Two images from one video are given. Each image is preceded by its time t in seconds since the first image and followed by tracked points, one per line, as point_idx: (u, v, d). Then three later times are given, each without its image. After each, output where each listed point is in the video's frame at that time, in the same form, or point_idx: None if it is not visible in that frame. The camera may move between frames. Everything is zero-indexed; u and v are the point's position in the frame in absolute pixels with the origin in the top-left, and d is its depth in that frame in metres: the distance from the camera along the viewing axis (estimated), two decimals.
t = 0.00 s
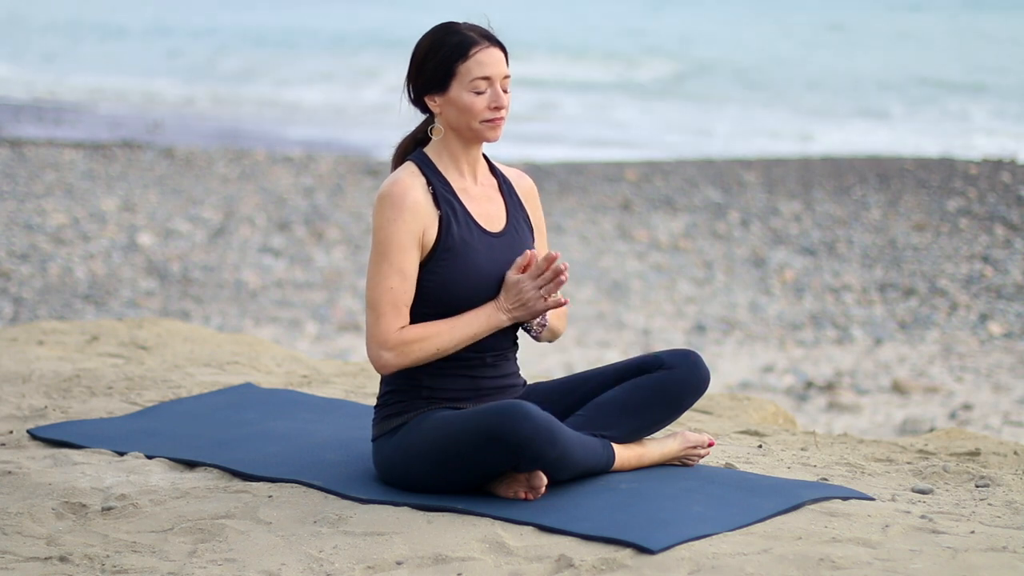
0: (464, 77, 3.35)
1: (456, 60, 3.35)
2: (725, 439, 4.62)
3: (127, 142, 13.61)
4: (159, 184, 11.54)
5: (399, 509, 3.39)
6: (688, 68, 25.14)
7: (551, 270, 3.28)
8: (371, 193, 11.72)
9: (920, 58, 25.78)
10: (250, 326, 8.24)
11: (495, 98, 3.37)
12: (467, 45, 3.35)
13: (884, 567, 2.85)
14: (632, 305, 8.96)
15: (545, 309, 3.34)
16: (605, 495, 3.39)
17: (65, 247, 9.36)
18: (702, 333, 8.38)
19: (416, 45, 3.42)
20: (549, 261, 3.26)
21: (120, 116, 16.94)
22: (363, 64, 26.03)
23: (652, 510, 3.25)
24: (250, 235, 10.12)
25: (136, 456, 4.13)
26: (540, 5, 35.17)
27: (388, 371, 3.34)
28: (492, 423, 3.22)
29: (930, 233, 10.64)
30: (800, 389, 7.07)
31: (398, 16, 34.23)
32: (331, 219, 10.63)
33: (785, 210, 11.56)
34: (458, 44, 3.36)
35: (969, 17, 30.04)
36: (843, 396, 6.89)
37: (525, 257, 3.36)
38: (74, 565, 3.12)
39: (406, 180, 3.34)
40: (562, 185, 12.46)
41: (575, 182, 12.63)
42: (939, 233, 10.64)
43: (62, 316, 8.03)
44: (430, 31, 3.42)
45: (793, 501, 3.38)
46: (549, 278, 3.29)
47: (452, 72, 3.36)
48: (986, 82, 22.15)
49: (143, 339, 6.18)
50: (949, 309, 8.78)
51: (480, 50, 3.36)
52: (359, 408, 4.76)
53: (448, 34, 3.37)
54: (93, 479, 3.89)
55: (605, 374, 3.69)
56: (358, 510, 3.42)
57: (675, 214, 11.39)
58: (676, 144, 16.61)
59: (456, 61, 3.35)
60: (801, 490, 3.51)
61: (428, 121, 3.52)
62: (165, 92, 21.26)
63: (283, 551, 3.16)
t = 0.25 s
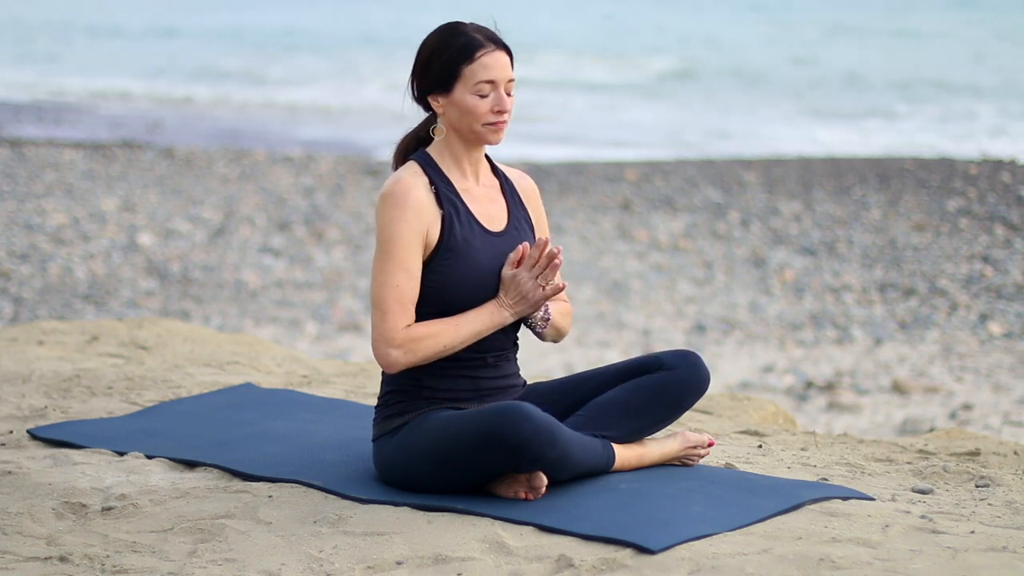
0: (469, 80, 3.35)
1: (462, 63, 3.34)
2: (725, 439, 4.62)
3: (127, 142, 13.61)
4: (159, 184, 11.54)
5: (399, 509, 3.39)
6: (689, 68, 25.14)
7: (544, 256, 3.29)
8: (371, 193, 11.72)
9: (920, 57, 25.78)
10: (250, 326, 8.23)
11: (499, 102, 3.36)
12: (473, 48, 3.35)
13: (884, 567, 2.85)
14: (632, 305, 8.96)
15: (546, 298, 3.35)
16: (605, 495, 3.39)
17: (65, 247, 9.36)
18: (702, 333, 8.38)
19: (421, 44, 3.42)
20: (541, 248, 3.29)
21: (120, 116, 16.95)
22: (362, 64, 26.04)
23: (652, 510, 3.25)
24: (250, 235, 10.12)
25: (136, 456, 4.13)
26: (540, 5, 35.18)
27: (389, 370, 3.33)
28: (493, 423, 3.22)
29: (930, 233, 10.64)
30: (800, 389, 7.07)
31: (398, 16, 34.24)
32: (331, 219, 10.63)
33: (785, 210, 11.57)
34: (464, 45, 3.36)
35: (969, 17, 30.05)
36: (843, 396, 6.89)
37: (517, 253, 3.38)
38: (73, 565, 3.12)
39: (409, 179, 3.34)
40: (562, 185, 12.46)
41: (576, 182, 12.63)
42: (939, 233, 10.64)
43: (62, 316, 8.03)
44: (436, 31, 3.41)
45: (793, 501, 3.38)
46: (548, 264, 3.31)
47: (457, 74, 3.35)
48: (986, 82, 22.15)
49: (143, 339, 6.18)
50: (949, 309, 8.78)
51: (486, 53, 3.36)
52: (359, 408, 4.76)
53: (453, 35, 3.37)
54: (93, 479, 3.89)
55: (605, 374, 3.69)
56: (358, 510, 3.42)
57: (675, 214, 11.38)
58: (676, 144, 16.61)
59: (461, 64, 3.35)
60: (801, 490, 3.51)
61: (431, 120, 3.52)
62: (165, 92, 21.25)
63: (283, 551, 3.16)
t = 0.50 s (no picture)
0: (474, 81, 3.35)
1: (467, 64, 3.34)
2: (725, 439, 4.62)
3: (127, 142, 13.61)
4: (159, 184, 11.54)
5: (399, 509, 3.39)
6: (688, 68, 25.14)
7: (546, 250, 3.32)
8: (371, 193, 11.72)
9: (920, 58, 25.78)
10: (250, 326, 8.24)
11: (503, 103, 3.37)
12: (479, 50, 3.35)
13: (884, 567, 2.85)
14: (632, 305, 8.96)
15: (549, 294, 3.35)
16: (604, 495, 3.39)
17: (65, 247, 9.36)
18: (702, 333, 8.38)
19: (424, 45, 3.41)
20: (542, 242, 3.31)
21: (121, 116, 16.95)
22: (362, 64, 26.05)
23: (652, 511, 3.25)
24: (250, 235, 10.12)
25: (136, 456, 4.13)
26: (540, 5, 35.18)
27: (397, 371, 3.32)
28: (497, 423, 3.22)
29: (930, 233, 10.64)
30: (800, 389, 7.06)
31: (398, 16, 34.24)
32: (331, 219, 10.63)
33: (785, 210, 11.56)
34: (469, 47, 3.35)
35: (969, 17, 30.06)
36: (843, 396, 6.89)
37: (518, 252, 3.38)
38: (74, 565, 3.12)
39: (414, 180, 3.34)
40: (562, 185, 12.46)
41: (576, 181, 12.63)
42: (939, 233, 10.64)
43: (62, 316, 8.03)
44: (440, 32, 3.41)
45: (793, 501, 3.38)
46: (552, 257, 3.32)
47: (462, 76, 3.35)
48: (986, 82, 22.16)
49: (143, 339, 6.18)
50: (949, 309, 8.78)
51: (491, 55, 3.36)
52: (359, 408, 4.76)
53: (458, 37, 3.37)
54: (93, 479, 3.89)
55: (605, 374, 3.69)
56: (358, 510, 3.42)
57: (675, 214, 11.38)
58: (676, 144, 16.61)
59: (466, 65, 3.34)
60: (801, 490, 3.50)
61: (434, 120, 3.52)
62: (164, 91, 21.25)
63: (283, 551, 3.16)
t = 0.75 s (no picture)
0: (474, 81, 3.35)
1: (467, 64, 3.34)
2: (725, 439, 4.62)
3: (127, 142, 13.60)
4: (159, 184, 11.54)
5: (399, 509, 3.39)
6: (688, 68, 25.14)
7: (545, 250, 3.32)
8: (371, 193, 11.72)
9: (921, 58, 25.78)
10: (250, 326, 8.24)
11: (503, 103, 3.37)
12: (478, 50, 3.35)
13: (884, 567, 2.85)
14: (632, 305, 8.96)
15: (548, 293, 3.35)
16: (605, 495, 3.39)
17: (65, 247, 9.36)
18: (702, 333, 8.38)
19: (424, 45, 3.41)
20: (541, 242, 3.31)
21: (121, 116, 16.95)
22: (362, 64, 26.05)
23: (652, 511, 3.25)
24: (250, 235, 10.12)
25: (136, 456, 4.13)
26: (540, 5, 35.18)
27: (398, 370, 3.32)
28: (496, 422, 3.22)
29: (930, 233, 10.64)
30: (800, 389, 7.06)
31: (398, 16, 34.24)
32: (331, 219, 10.63)
33: (785, 210, 11.57)
34: (469, 47, 3.35)
35: (970, 17, 30.07)
36: (843, 396, 6.89)
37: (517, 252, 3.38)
38: (74, 565, 3.12)
39: (413, 180, 3.34)
40: (562, 185, 12.46)
41: (576, 181, 12.63)
42: (939, 233, 10.64)
43: (62, 316, 8.03)
44: (440, 32, 3.41)
45: (793, 501, 3.38)
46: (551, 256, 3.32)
47: (462, 76, 3.35)
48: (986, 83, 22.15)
49: (143, 339, 6.18)
50: (949, 309, 8.79)
51: (491, 55, 3.36)
52: (359, 408, 4.76)
53: (458, 37, 3.37)
54: (93, 479, 3.89)
55: (605, 374, 3.69)
56: (358, 510, 3.42)
57: (675, 214, 11.38)
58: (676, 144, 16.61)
59: (466, 65, 3.34)
60: (801, 490, 3.51)
61: (433, 120, 3.52)
62: (165, 92, 21.25)
63: (284, 551, 3.16)
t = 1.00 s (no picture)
0: (473, 81, 3.35)
1: (466, 64, 3.34)
2: (725, 439, 4.62)
3: (128, 142, 13.60)
4: (159, 184, 11.54)
5: (399, 509, 3.39)
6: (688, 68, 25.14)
7: (545, 249, 3.33)
8: (371, 193, 11.72)
9: (921, 57, 25.78)
10: (250, 326, 8.24)
11: (502, 103, 3.37)
12: (478, 49, 3.35)
13: (884, 567, 2.85)
14: (632, 305, 8.96)
15: (548, 292, 3.35)
16: (604, 495, 3.39)
17: (65, 247, 9.36)
18: (702, 333, 8.38)
19: (424, 45, 3.42)
20: (540, 240, 3.32)
21: (121, 116, 16.96)
22: (362, 64, 26.05)
23: (652, 510, 3.25)
24: (250, 235, 10.12)
25: (136, 456, 4.13)
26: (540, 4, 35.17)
27: (397, 370, 3.32)
28: (495, 421, 3.22)
29: (930, 233, 10.64)
30: (800, 389, 7.06)
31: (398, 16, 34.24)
32: (331, 219, 10.64)
33: (785, 210, 11.56)
34: (469, 47, 3.36)
35: (970, 17, 30.06)
36: (843, 396, 6.89)
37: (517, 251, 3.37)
38: (74, 565, 3.12)
39: (413, 179, 3.34)
40: (562, 185, 12.46)
41: (575, 181, 12.63)
42: (939, 233, 10.64)
43: (62, 316, 8.03)
44: (439, 32, 3.41)
45: (793, 501, 3.38)
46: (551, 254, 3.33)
47: (461, 75, 3.35)
48: (987, 83, 22.15)
49: (143, 339, 6.18)
50: (949, 309, 8.78)
51: (491, 54, 3.36)
52: (359, 408, 4.76)
53: (458, 37, 3.37)
54: (93, 479, 3.89)
55: (605, 374, 3.69)
56: (358, 510, 3.42)
57: (675, 214, 11.39)
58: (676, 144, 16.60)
59: (466, 65, 3.35)
60: (801, 490, 3.50)
61: (434, 119, 3.52)
62: (165, 92, 21.25)
63: (283, 551, 3.16)
